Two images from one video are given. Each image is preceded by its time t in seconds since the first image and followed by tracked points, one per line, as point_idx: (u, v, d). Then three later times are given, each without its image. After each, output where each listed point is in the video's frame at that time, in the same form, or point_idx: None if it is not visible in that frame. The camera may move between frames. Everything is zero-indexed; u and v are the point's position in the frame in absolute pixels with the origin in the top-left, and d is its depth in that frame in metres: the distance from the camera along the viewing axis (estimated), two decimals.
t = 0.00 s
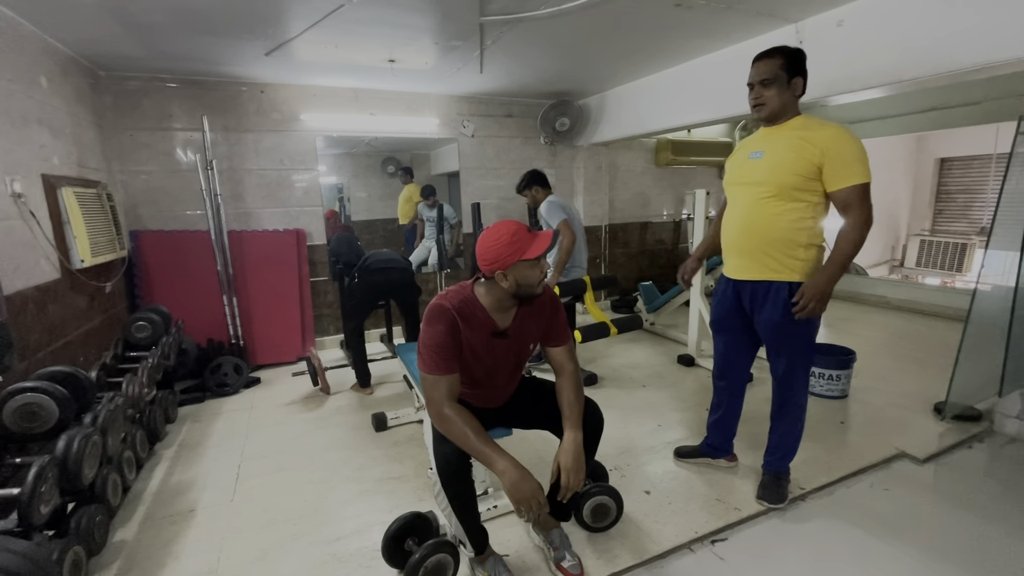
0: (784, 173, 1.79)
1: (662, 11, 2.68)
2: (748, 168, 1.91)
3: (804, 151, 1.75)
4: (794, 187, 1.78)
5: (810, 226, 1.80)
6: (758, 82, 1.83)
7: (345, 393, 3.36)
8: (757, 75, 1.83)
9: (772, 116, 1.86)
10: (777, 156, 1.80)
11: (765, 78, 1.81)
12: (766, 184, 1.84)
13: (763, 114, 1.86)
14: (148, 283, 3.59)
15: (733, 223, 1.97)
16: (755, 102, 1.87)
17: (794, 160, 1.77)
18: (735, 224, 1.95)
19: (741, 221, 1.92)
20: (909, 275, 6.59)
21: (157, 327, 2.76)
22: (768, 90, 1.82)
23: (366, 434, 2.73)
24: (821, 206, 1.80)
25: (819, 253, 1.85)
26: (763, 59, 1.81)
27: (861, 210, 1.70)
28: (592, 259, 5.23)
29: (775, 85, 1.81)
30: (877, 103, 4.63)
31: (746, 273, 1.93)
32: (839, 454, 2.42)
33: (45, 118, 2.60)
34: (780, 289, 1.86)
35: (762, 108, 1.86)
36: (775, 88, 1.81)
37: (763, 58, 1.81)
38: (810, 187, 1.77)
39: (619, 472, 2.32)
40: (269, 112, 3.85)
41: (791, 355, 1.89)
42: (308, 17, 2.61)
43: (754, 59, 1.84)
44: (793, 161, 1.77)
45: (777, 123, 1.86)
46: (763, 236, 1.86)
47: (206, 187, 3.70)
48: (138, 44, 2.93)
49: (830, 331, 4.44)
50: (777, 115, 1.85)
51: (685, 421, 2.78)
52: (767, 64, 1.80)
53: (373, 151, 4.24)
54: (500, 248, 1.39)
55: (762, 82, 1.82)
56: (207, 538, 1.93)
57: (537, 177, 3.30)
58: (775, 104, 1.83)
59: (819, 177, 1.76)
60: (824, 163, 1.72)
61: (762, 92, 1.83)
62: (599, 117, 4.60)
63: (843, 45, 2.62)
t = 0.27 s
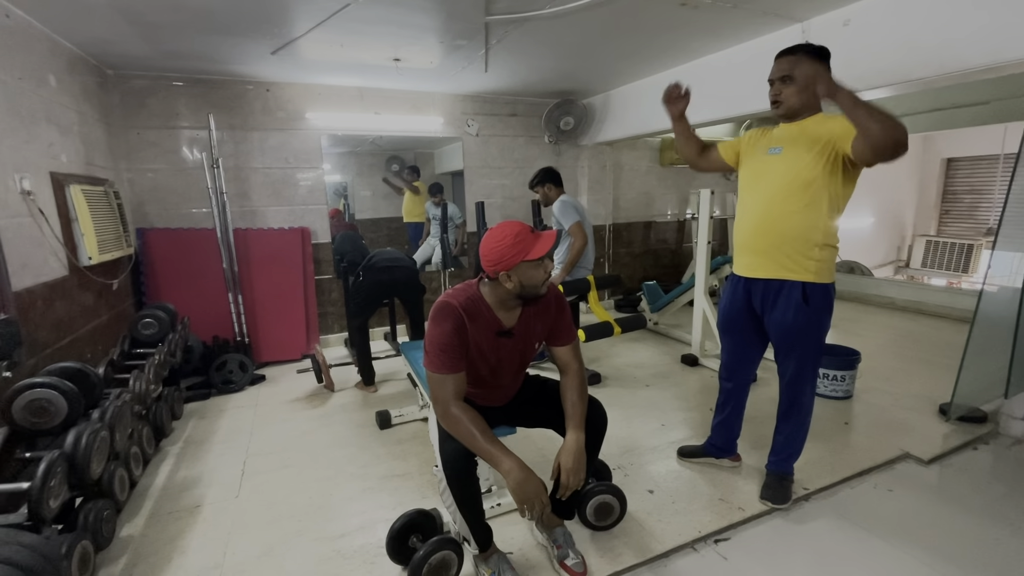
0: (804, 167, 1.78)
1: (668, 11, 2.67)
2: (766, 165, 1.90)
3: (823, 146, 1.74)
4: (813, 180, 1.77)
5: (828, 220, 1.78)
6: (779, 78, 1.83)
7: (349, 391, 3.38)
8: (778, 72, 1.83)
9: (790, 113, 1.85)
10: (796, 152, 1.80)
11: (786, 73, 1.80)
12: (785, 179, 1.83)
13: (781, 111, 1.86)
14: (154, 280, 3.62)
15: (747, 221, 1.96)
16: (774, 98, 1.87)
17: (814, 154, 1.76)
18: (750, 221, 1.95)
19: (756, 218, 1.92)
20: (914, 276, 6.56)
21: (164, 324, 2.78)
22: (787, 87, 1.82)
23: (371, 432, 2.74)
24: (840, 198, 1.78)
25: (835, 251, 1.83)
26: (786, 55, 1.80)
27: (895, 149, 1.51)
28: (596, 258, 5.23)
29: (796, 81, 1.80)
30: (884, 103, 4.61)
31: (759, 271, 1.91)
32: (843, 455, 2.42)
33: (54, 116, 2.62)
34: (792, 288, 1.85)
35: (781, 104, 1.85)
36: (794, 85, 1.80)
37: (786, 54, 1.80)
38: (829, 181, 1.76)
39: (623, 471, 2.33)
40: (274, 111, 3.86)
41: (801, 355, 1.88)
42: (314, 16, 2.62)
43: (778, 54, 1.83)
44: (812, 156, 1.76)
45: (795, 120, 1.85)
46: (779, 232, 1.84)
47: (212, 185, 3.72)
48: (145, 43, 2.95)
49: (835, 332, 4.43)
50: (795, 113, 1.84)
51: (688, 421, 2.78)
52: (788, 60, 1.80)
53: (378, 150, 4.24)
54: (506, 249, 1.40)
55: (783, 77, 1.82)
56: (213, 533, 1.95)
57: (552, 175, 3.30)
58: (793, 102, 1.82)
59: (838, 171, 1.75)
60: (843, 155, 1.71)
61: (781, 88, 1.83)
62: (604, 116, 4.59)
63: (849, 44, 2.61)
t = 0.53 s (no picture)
0: (812, 162, 1.77)
1: (674, 8, 2.66)
2: (773, 160, 1.89)
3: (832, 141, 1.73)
4: (821, 174, 1.76)
5: (832, 218, 1.78)
6: (792, 73, 1.82)
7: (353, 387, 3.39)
8: (791, 66, 1.82)
9: (799, 109, 1.85)
10: (805, 147, 1.79)
11: (799, 68, 1.80)
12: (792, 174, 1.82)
13: (790, 105, 1.85)
14: (161, 277, 3.64)
15: (753, 216, 1.95)
16: (785, 91, 1.86)
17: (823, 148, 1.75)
18: (756, 216, 1.94)
19: (762, 213, 1.91)
20: (920, 276, 6.52)
21: (171, 320, 2.80)
22: (799, 82, 1.81)
23: (375, 429, 2.76)
24: (847, 192, 1.78)
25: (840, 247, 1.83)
26: (800, 50, 1.79)
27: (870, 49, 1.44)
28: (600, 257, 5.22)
29: (808, 77, 1.79)
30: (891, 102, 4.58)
31: (765, 267, 1.91)
32: (848, 455, 2.41)
33: (62, 114, 2.64)
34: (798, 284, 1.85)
35: (792, 99, 1.84)
36: (807, 81, 1.80)
37: (800, 49, 1.79)
38: (834, 178, 1.75)
39: (627, 469, 2.33)
40: (280, 109, 3.87)
41: (807, 355, 1.88)
42: (321, 14, 2.62)
43: (792, 49, 1.82)
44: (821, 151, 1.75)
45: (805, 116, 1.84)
46: (785, 227, 1.84)
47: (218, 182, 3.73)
48: (153, 41, 2.97)
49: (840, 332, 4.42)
50: (805, 108, 1.84)
51: (692, 420, 2.78)
52: (803, 55, 1.79)
53: (383, 148, 4.24)
54: (514, 249, 1.39)
55: (795, 73, 1.81)
56: (219, 528, 1.96)
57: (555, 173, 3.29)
58: (804, 98, 1.82)
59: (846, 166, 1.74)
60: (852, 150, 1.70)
61: (793, 83, 1.83)
62: (609, 114, 4.59)
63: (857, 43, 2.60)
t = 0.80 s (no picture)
0: (819, 161, 1.76)
1: (681, 6, 2.65)
2: (779, 158, 1.88)
3: (840, 139, 1.72)
4: (828, 173, 1.75)
5: (839, 220, 1.78)
6: (798, 73, 1.81)
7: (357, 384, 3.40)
8: (796, 67, 1.82)
9: (807, 108, 1.84)
10: (812, 145, 1.77)
11: (805, 69, 1.79)
12: (799, 173, 1.81)
13: (797, 104, 1.85)
14: (167, 273, 3.66)
15: (758, 214, 1.94)
16: (791, 92, 1.85)
17: (830, 147, 1.73)
18: (760, 214, 1.93)
19: (767, 211, 1.89)
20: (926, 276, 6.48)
21: (177, 316, 2.82)
22: (805, 82, 1.81)
23: (379, 425, 2.77)
24: (854, 192, 1.77)
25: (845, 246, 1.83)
26: (806, 50, 1.78)
27: (929, 127, 1.49)
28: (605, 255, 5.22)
29: (814, 77, 1.79)
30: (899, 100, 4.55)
31: (770, 265, 1.90)
32: (852, 455, 2.40)
33: (70, 110, 2.65)
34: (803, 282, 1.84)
35: (798, 99, 1.84)
36: (813, 81, 1.79)
37: (806, 49, 1.78)
38: (842, 180, 1.75)
39: (630, 467, 2.33)
40: (285, 105, 3.88)
41: (810, 354, 1.87)
42: (326, 11, 2.62)
43: (797, 49, 1.81)
44: (828, 149, 1.74)
45: (812, 116, 1.84)
46: (790, 226, 1.83)
47: (224, 179, 3.75)
48: (159, 37, 2.98)
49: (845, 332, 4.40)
50: (812, 109, 1.83)
51: (696, 418, 2.77)
52: (808, 56, 1.78)
53: (387, 145, 4.25)
54: (520, 246, 1.40)
55: (801, 73, 1.80)
56: (224, 522, 1.98)
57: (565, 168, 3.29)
58: (811, 98, 1.81)
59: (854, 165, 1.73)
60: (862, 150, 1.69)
61: (799, 84, 1.82)
62: (614, 112, 4.57)
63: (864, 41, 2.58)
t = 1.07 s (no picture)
0: (827, 164, 1.74)
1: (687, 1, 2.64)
2: (785, 158, 1.86)
3: (850, 143, 1.70)
4: (835, 177, 1.73)
5: (845, 223, 1.77)
6: (809, 65, 1.80)
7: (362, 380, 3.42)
8: (808, 58, 1.80)
9: (815, 101, 1.81)
10: (820, 148, 1.75)
11: (817, 61, 1.78)
12: (806, 175, 1.79)
13: (807, 97, 1.82)
14: (174, 270, 3.69)
15: (762, 214, 1.92)
16: (801, 85, 1.83)
17: (839, 152, 1.71)
18: (765, 214, 1.91)
19: (772, 212, 1.88)
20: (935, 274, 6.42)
21: (183, 312, 2.83)
22: (816, 74, 1.79)
23: (384, 422, 2.78)
24: (860, 196, 1.76)
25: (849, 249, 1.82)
26: (819, 41, 1.78)
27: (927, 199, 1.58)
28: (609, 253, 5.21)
29: (826, 70, 1.77)
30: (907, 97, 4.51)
31: (773, 266, 1.89)
32: (858, 454, 2.39)
33: (78, 108, 2.67)
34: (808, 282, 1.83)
35: (808, 92, 1.81)
36: (824, 74, 1.78)
37: (819, 41, 1.78)
38: (848, 184, 1.74)
39: (634, 465, 2.33)
40: (291, 103, 3.89)
41: (815, 352, 1.87)
42: (331, 8, 2.63)
43: (810, 41, 1.81)
44: (838, 153, 1.72)
45: (821, 110, 1.82)
46: (796, 229, 1.81)
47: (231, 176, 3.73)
48: (165, 36, 2.99)
49: (852, 330, 4.37)
50: (821, 102, 1.81)
51: (700, 417, 2.77)
52: (821, 47, 1.77)
53: (392, 142, 4.27)
54: (527, 243, 1.39)
55: (812, 65, 1.79)
56: (230, 517, 1.99)
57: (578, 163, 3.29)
58: (821, 90, 1.79)
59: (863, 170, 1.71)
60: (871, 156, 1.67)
61: (810, 76, 1.80)
62: (619, 109, 4.56)
63: (873, 36, 2.56)
